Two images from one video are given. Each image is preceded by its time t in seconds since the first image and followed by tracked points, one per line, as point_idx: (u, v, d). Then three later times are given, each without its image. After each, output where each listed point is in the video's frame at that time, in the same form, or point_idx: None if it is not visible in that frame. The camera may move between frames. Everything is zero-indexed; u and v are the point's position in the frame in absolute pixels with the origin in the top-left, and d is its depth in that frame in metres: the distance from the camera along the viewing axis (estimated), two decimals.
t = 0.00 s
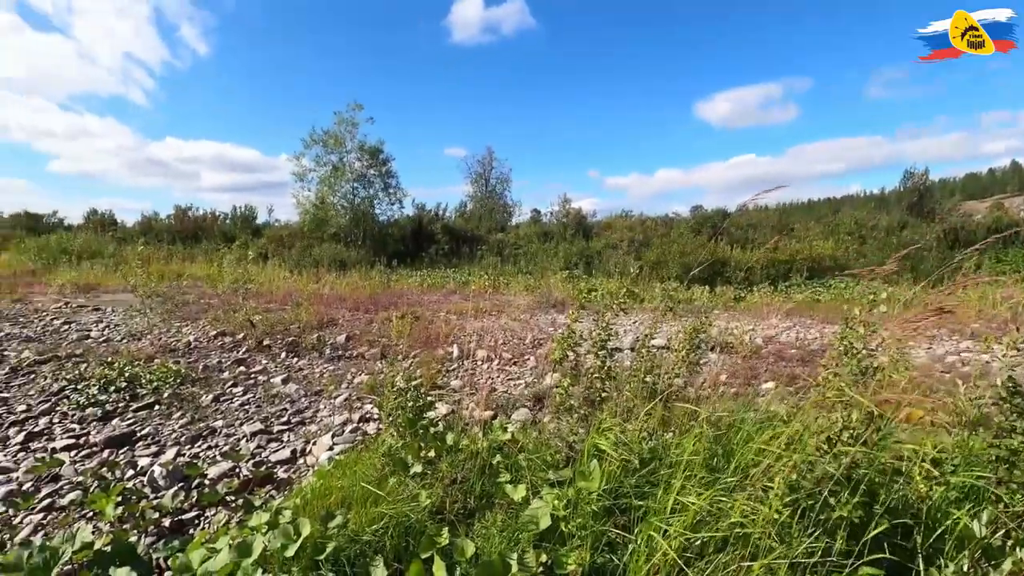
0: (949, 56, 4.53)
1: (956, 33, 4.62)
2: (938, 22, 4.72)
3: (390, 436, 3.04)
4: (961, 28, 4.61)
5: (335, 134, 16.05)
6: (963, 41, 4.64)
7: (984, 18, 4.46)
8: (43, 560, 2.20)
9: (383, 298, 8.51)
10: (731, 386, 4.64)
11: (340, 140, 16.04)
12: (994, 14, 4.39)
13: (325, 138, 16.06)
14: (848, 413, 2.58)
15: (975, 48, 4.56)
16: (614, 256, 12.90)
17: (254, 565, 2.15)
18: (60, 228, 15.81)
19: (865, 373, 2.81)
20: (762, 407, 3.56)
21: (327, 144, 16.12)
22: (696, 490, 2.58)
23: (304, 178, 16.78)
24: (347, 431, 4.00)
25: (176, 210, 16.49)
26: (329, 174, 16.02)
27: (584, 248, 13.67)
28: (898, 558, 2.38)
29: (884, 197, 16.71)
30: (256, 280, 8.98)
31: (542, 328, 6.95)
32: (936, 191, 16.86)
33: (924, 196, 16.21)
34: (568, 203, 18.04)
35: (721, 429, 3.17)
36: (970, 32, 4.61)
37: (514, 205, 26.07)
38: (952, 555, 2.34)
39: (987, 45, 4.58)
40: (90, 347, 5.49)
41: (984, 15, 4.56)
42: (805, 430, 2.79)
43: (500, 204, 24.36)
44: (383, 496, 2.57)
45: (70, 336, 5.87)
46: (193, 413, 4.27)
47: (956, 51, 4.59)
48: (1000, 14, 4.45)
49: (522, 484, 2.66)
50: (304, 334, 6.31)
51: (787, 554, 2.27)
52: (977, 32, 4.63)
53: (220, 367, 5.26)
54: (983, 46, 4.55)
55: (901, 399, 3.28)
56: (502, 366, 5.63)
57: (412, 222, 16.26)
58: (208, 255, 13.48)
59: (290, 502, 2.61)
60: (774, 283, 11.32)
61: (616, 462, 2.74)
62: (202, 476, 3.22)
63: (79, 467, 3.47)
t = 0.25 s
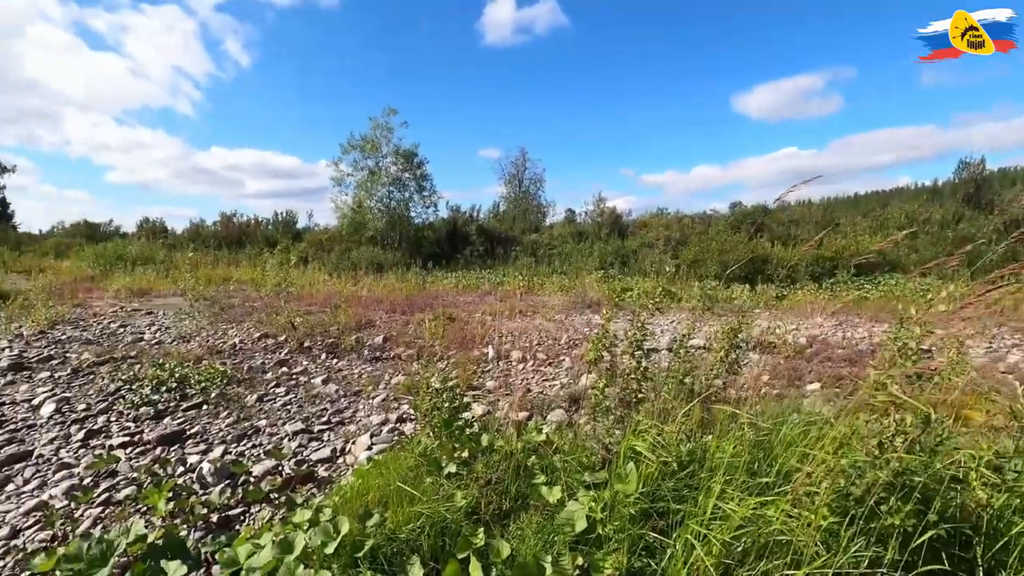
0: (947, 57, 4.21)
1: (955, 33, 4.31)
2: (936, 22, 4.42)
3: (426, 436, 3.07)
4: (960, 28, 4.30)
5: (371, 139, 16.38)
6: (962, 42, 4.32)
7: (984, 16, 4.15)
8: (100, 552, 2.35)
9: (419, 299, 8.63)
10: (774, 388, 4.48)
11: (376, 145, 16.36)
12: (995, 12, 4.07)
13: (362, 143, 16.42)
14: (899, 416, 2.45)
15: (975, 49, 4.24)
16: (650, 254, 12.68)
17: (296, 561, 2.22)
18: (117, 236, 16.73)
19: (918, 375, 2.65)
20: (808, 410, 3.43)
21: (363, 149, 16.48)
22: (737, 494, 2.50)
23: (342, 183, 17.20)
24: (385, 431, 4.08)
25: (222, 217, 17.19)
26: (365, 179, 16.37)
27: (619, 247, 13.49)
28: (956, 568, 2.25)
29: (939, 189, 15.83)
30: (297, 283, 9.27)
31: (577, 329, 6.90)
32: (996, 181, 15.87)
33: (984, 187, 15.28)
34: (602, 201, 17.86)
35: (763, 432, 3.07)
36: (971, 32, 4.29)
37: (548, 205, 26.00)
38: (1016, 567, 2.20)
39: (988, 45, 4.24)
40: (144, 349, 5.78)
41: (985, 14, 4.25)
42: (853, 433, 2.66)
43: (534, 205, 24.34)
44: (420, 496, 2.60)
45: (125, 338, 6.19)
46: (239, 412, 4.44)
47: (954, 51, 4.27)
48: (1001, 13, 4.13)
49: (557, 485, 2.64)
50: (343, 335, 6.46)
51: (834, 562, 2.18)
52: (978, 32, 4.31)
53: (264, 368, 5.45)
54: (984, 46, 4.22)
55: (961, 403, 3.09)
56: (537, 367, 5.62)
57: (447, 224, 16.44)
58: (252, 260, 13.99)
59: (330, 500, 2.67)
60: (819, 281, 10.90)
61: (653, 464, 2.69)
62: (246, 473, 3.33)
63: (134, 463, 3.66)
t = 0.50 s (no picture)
0: (947, 58, 4.07)
1: (955, 33, 4.19)
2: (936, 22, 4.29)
3: (450, 433, 3.09)
4: (960, 28, 4.17)
5: (398, 138, 16.56)
6: (962, 42, 4.21)
7: (985, 17, 4.03)
8: (138, 539, 2.47)
9: (444, 297, 8.69)
10: (806, 389, 4.36)
11: (403, 144, 16.53)
12: (994, 14, 3.97)
13: (389, 142, 16.61)
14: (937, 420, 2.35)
15: (974, 49, 4.12)
16: (677, 252, 12.48)
17: (323, 553, 2.27)
18: (155, 234, 17.33)
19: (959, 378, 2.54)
20: (842, 412, 3.33)
21: (390, 148, 16.66)
22: (765, 498, 2.44)
23: (369, 182, 17.44)
24: (410, 428, 4.12)
25: (254, 216, 17.63)
26: (392, 178, 16.55)
27: (646, 245, 13.32)
28: None
29: (984, 184, 15.14)
30: (326, 281, 9.44)
31: (603, 327, 6.84)
32: None
33: None
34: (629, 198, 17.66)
35: (794, 434, 2.99)
36: (970, 32, 4.17)
37: (574, 203, 25.86)
38: None
39: (988, 45, 4.13)
40: (179, 345, 5.97)
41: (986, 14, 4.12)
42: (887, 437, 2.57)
43: (559, 202, 24.24)
44: (444, 492, 2.62)
45: (162, 334, 6.41)
46: (269, 407, 4.55)
47: (954, 52, 4.15)
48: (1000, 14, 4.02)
49: (581, 485, 2.62)
50: (370, 332, 6.55)
51: (868, 570, 2.11)
52: (978, 32, 4.18)
53: (293, 364, 5.57)
54: (984, 46, 4.09)
55: (1006, 407, 2.96)
56: (561, 365, 5.60)
57: (473, 222, 16.53)
58: (283, 258, 14.32)
59: (356, 494, 2.72)
60: (854, 279, 10.56)
61: (679, 465, 2.64)
62: (276, 467, 3.41)
63: (170, 455, 3.79)
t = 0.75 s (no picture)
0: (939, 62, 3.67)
1: (954, 34, 3.78)
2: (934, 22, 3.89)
3: (478, 432, 3.12)
4: (959, 28, 3.76)
5: (428, 138, 16.74)
6: (961, 43, 3.78)
7: (986, 14, 3.61)
8: (177, 528, 2.60)
9: (472, 296, 8.74)
10: (844, 395, 4.22)
11: (433, 145, 16.70)
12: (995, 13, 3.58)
13: (419, 143, 16.81)
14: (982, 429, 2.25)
15: (974, 51, 3.69)
16: (709, 252, 12.23)
17: (353, 547, 2.32)
18: (196, 234, 18.00)
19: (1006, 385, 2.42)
20: (882, 418, 3.21)
21: (420, 149, 16.86)
22: (799, 505, 2.38)
23: (400, 183, 17.69)
24: (439, 426, 4.17)
25: (290, 216, 18.10)
26: (422, 178, 16.74)
27: (677, 245, 13.10)
28: None
29: None
30: (357, 280, 9.63)
31: (632, 328, 6.77)
32: None
33: None
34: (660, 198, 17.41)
35: (830, 440, 2.90)
36: (971, 32, 3.75)
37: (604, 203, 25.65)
38: None
39: (989, 46, 3.69)
40: (217, 341, 6.19)
41: (989, 12, 3.70)
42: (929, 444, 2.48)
43: (589, 202, 24.07)
44: (471, 489, 2.64)
45: (202, 330, 6.65)
46: (302, 403, 4.67)
47: (951, 54, 3.74)
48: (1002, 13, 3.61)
49: (608, 486, 2.60)
50: (399, 331, 6.65)
51: None
52: (980, 32, 3.75)
53: (325, 361, 5.70)
54: (984, 47, 3.66)
55: None
56: (589, 366, 5.56)
57: (502, 222, 16.59)
58: (316, 257, 14.66)
59: (386, 490, 2.77)
60: (897, 281, 10.15)
61: (708, 469, 2.59)
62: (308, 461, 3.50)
63: (208, 448, 3.93)
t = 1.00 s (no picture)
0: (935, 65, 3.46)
1: (953, 34, 3.54)
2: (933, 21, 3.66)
3: (507, 429, 3.12)
4: (959, 27, 3.53)
5: (456, 137, 16.84)
6: (961, 44, 3.56)
7: (987, 13, 3.38)
8: (217, 517, 2.68)
9: (500, 294, 8.76)
10: (884, 395, 4.08)
11: (461, 143, 16.79)
12: (996, 12, 3.35)
13: (447, 142, 16.91)
14: None
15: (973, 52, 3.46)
16: (742, 248, 11.96)
17: (384, 540, 2.36)
18: (232, 233, 18.55)
19: None
20: (924, 418, 3.10)
21: (448, 147, 16.96)
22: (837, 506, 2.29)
23: (428, 181, 17.85)
24: (467, 422, 4.20)
25: (321, 215, 18.47)
26: (450, 176, 16.85)
27: (708, 241, 12.84)
28: None
29: None
30: (387, 278, 9.77)
31: (661, 326, 6.68)
32: None
33: None
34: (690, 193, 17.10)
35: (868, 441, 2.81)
36: (971, 32, 3.52)
37: (632, 199, 25.36)
38: None
39: (990, 47, 3.46)
40: (253, 337, 6.37)
41: (991, 11, 3.46)
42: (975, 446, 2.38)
43: (617, 198, 23.83)
44: (500, 485, 2.63)
45: (238, 327, 6.85)
46: (334, 398, 4.77)
47: (949, 55, 3.51)
48: (1002, 12, 3.37)
49: (638, 484, 2.55)
50: (428, 328, 6.71)
51: None
52: (981, 31, 3.52)
53: (357, 357, 5.80)
54: (984, 47, 3.43)
55: None
56: (618, 363, 5.52)
57: (529, 219, 16.59)
58: (347, 255, 14.93)
59: (415, 485, 2.79)
60: (942, 277, 9.73)
61: (739, 469, 2.51)
62: (340, 455, 3.58)
63: (245, 440, 4.06)
